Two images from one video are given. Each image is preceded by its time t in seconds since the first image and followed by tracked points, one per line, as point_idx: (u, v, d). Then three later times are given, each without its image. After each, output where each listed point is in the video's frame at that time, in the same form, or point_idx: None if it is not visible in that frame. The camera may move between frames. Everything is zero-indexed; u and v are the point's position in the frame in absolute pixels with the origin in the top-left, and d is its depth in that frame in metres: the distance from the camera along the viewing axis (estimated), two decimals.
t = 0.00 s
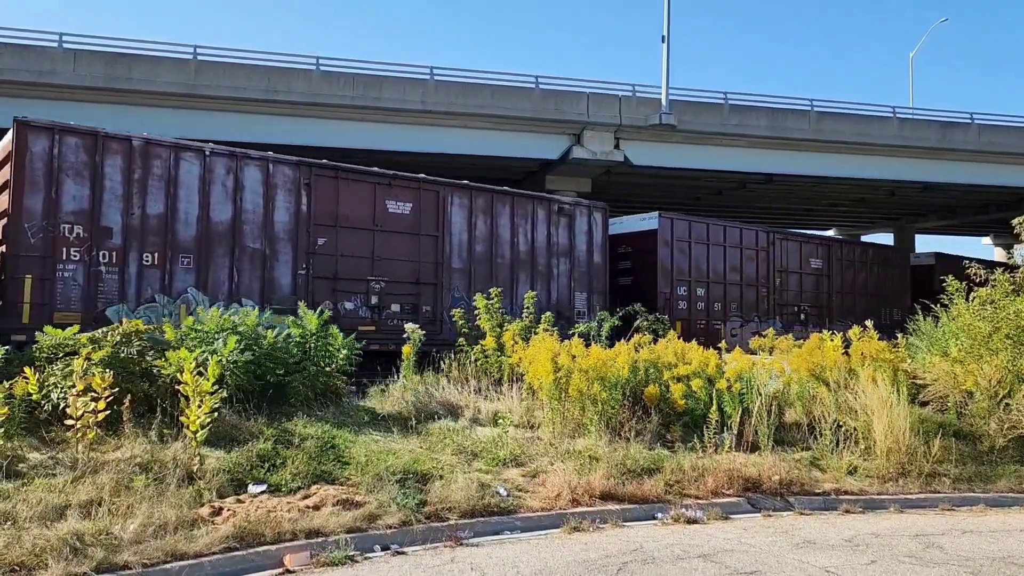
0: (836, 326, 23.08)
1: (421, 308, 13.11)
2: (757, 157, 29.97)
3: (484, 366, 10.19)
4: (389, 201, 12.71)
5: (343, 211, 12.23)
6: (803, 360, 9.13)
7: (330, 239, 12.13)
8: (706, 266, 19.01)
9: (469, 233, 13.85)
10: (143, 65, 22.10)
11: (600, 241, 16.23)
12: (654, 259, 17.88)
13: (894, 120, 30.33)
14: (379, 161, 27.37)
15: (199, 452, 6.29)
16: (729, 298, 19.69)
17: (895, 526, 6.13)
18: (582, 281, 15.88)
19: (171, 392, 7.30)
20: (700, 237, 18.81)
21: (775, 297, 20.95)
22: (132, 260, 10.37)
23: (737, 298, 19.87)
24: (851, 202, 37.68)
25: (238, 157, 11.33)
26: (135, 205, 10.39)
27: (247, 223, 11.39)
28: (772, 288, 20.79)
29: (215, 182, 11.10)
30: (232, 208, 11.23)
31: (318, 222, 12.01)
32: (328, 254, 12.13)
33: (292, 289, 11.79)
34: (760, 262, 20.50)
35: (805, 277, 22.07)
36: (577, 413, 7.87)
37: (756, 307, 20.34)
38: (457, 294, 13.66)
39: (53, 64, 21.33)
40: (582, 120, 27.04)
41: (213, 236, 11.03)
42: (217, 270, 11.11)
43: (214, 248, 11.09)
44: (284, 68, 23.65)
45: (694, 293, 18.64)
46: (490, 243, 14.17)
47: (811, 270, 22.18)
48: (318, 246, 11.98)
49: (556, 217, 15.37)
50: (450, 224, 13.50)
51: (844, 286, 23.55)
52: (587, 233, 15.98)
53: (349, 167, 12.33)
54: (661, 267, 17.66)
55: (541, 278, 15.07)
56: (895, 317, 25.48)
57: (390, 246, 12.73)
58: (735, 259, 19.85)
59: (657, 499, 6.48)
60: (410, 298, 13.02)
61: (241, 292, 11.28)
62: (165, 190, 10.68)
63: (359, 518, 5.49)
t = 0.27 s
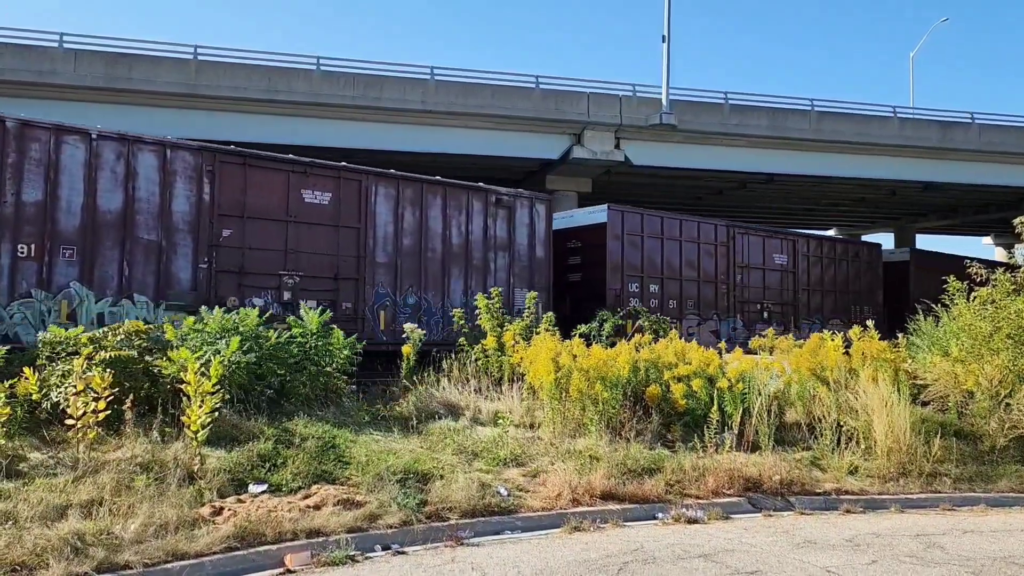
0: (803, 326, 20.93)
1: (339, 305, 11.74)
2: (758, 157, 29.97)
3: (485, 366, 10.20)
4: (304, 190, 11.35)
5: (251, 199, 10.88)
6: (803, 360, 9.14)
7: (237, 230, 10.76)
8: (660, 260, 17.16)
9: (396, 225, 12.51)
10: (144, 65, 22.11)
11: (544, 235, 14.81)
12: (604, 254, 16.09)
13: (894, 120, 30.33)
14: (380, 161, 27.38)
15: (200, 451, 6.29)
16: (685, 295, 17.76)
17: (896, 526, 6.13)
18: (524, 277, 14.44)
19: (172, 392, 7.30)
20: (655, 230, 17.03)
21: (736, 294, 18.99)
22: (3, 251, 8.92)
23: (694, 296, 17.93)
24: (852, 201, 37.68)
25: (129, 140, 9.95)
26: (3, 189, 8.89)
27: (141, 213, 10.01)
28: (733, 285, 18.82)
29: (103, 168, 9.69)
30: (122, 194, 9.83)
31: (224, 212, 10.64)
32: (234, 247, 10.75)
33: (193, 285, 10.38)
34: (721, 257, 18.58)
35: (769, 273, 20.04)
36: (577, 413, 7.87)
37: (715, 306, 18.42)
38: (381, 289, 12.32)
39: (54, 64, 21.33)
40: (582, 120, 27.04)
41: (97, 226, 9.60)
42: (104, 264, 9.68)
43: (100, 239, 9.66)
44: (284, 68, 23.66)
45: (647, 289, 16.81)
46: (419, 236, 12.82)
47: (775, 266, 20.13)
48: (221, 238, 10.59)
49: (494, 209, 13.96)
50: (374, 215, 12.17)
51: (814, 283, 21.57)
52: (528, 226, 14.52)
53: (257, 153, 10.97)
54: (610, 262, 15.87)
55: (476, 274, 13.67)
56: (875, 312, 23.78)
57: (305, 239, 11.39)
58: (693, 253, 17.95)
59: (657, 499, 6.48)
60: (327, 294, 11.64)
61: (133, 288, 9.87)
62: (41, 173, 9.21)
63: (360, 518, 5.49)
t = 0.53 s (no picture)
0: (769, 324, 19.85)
1: (247, 301, 10.73)
2: (758, 157, 29.96)
3: (485, 366, 10.20)
4: (207, 177, 10.40)
5: (145, 186, 9.90)
6: (803, 360, 9.14)
7: (128, 220, 9.79)
8: (609, 256, 16.30)
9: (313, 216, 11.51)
10: (145, 65, 22.11)
11: (480, 228, 13.73)
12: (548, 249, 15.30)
13: (895, 120, 30.31)
14: (380, 160, 27.37)
15: (201, 451, 6.29)
16: (637, 292, 16.87)
17: (897, 526, 6.13)
18: (458, 272, 13.38)
19: (173, 391, 7.30)
20: (604, 224, 16.15)
21: (693, 291, 17.89)
22: None
23: (648, 293, 17.03)
24: (853, 201, 37.66)
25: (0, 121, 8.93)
26: None
27: (15, 200, 8.99)
28: (690, 281, 17.82)
29: None
30: None
31: (113, 201, 9.67)
32: (125, 238, 9.78)
33: (76, 280, 9.41)
34: (677, 252, 17.61)
35: (731, 269, 19.00)
36: (578, 413, 7.88)
37: (671, 303, 17.44)
38: (296, 284, 11.30)
39: (55, 64, 21.33)
40: (583, 120, 27.04)
41: None
42: None
43: None
44: (285, 68, 23.66)
45: (595, 285, 15.97)
46: (339, 228, 11.80)
47: (737, 262, 19.09)
48: (109, 228, 9.60)
49: (423, 201, 12.87)
50: (288, 205, 11.18)
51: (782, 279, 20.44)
52: (462, 218, 13.41)
53: (152, 138, 9.98)
54: (553, 257, 15.08)
55: (404, 269, 12.62)
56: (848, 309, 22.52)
57: (206, 231, 10.42)
58: (646, 249, 17.02)
59: (658, 498, 6.48)
60: (233, 289, 10.65)
61: (4, 282, 8.89)
62: None
63: (360, 518, 5.49)
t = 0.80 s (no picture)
0: (728, 325, 18.27)
1: (139, 296, 9.49)
2: (759, 156, 29.94)
3: (485, 365, 10.19)
4: (91, 159, 9.13)
5: (16, 167, 8.61)
6: (803, 361, 9.16)
7: None
8: (553, 250, 14.67)
9: (217, 204, 10.19)
10: (146, 64, 22.12)
11: (411, 219, 12.35)
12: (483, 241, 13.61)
13: (896, 120, 30.29)
14: (380, 159, 27.36)
15: (201, 450, 6.29)
16: (585, 290, 15.22)
17: (897, 525, 6.13)
18: (383, 265, 12.01)
19: (174, 390, 7.29)
20: (547, 216, 14.55)
21: (647, 288, 16.41)
22: None
23: (596, 290, 15.40)
24: (853, 201, 37.63)
25: None
26: None
27: None
28: (642, 278, 16.23)
29: None
30: None
31: None
32: None
33: None
34: (628, 246, 16.02)
35: (687, 266, 17.47)
36: (578, 413, 7.87)
37: (621, 301, 15.85)
38: (196, 278, 10.03)
39: (56, 63, 21.33)
40: (583, 119, 27.02)
41: None
42: None
43: None
44: (286, 67, 23.66)
45: (537, 281, 14.30)
46: (248, 218, 10.49)
47: (693, 258, 17.55)
48: None
49: (344, 190, 11.50)
50: (186, 193, 9.88)
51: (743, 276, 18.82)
52: (388, 208, 12.04)
53: (28, 119, 8.71)
54: (489, 251, 13.39)
55: (325, 264, 11.33)
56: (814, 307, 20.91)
57: (91, 220, 9.16)
58: (594, 243, 15.40)
59: (658, 498, 6.48)
60: (123, 282, 9.39)
61: None
62: None
63: (361, 517, 5.49)
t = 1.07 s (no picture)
0: (683, 321, 17.37)
1: (10, 288, 8.96)
2: (760, 156, 29.94)
3: (485, 364, 10.19)
4: None
5: None
6: (804, 360, 9.17)
7: None
8: (489, 242, 13.82)
9: (102, 190, 9.69)
10: (146, 62, 22.12)
11: (327, 208, 11.87)
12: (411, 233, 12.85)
13: (896, 119, 30.29)
14: (381, 158, 27.35)
15: (201, 449, 6.29)
16: (525, 284, 14.36)
17: (897, 525, 6.13)
18: (296, 257, 11.50)
19: (173, 389, 7.29)
20: (483, 207, 13.71)
21: (595, 284, 15.52)
22: None
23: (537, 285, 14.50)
24: (854, 201, 37.61)
25: None
26: None
27: None
28: (588, 272, 15.34)
29: None
30: None
31: None
32: None
33: None
34: (574, 239, 15.14)
35: (640, 261, 16.53)
36: (578, 412, 7.86)
37: (565, 297, 14.98)
38: (79, 270, 9.51)
39: (56, 61, 21.32)
40: (584, 118, 27.01)
41: None
42: None
43: None
44: (286, 66, 23.66)
45: (469, 276, 13.49)
46: (137, 205, 9.98)
47: (646, 252, 16.62)
48: None
49: (250, 176, 11.00)
50: (66, 177, 9.37)
51: (700, 272, 17.87)
52: (302, 197, 11.56)
53: None
54: (416, 243, 12.66)
55: (223, 255, 10.75)
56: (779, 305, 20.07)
57: None
58: (535, 235, 14.53)
59: (658, 498, 6.48)
60: None
61: None
62: None
63: (360, 516, 5.48)
